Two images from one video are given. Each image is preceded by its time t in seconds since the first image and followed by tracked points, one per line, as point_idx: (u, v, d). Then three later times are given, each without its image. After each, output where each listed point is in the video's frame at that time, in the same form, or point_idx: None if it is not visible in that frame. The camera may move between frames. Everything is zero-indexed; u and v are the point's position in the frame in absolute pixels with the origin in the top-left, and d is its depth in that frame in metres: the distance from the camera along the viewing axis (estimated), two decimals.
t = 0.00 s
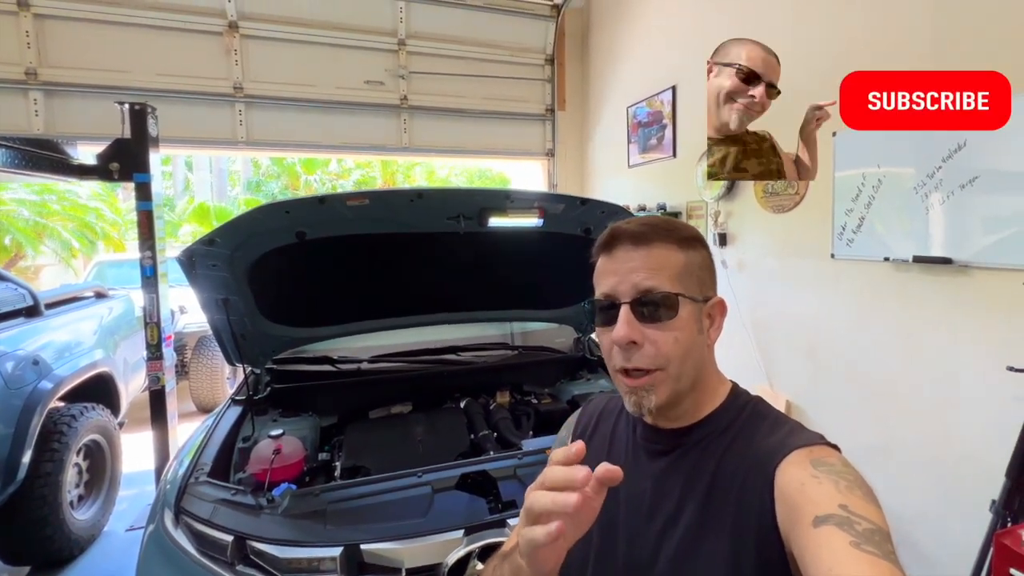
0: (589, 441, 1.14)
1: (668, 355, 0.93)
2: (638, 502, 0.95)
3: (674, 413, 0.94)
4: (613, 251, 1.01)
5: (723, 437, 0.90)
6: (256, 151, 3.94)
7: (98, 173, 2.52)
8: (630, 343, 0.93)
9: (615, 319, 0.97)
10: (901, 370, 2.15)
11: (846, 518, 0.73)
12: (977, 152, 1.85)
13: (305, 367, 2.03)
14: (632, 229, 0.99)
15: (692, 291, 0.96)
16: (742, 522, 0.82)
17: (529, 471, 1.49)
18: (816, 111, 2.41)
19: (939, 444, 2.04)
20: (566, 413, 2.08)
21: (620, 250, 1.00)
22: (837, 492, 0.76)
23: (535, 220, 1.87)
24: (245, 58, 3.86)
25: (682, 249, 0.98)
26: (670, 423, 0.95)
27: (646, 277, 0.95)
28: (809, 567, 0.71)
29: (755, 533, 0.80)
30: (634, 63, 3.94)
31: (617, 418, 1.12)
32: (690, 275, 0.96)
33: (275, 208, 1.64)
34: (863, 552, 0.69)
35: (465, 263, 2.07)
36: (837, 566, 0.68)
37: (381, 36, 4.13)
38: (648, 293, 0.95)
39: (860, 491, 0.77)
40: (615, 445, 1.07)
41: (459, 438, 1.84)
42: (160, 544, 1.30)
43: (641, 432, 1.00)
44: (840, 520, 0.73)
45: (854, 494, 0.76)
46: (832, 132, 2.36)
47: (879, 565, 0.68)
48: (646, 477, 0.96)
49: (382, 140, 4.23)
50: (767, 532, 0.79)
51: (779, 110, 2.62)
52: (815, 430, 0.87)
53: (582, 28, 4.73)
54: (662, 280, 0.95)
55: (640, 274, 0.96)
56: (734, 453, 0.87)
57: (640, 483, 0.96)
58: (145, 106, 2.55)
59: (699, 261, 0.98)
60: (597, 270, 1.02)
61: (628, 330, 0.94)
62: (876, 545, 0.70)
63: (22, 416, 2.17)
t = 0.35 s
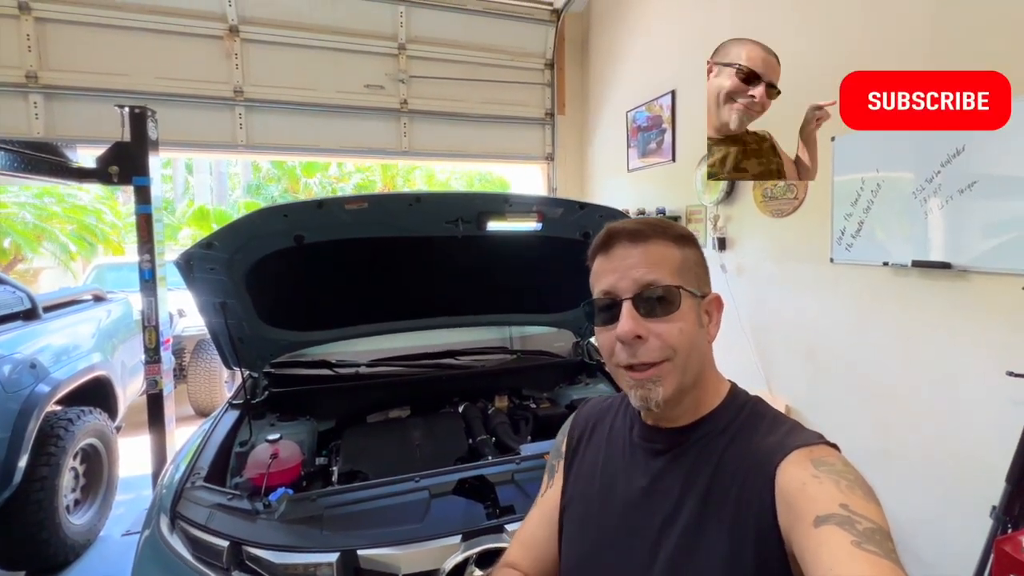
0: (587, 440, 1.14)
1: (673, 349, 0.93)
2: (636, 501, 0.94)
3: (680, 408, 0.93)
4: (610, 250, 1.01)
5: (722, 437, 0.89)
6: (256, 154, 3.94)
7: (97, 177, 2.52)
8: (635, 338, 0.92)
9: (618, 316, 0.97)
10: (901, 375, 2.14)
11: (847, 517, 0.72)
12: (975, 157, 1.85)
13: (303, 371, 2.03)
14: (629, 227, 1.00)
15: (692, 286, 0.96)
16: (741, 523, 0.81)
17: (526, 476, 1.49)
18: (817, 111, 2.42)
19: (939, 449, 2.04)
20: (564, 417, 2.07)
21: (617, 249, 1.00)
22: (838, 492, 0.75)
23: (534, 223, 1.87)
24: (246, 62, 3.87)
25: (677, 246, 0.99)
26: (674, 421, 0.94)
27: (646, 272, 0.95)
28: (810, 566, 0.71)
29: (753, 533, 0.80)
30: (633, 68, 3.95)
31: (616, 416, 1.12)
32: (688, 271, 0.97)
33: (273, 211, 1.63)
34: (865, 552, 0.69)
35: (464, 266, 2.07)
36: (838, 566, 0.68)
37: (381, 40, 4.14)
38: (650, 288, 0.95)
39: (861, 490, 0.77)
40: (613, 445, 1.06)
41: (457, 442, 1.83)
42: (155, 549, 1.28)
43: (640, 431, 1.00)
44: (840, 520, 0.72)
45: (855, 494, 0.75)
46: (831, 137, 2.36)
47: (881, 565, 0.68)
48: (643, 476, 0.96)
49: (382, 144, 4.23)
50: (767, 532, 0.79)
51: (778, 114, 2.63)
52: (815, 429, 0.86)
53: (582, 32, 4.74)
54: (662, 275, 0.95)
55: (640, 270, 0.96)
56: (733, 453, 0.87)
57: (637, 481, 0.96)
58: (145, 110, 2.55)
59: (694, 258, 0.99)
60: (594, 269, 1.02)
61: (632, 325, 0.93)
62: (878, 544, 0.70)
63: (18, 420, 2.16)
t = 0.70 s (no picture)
0: (585, 441, 1.14)
1: (667, 346, 0.93)
2: (632, 501, 0.95)
3: (681, 405, 0.93)
4: (589, 261, 1.01)
5: (717, 435, 0.89)
6: (257, 157, 3.95)
7: (99, 179, 2.53)
8: (630, 342, 0.92)
9: (608, 323, 0.96)
10: (900, 378, 2.14)
11: (839, 512, 0.73)
12: (973, 160, 1.85)
13: (303, 373, 2.04)
14: (604, 235, 1.00)
15: (675, 282, 0.97)
16: (736, 520, 0.81)
17: (525, 478, 1.49)
18: (816, 111, 2.42)
19: (937, 453, 2.03)
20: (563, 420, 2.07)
21: (596, 259, 1.00)
22: (830, 487, 0.75)
23: (534, 225, 1.87)
24: (247, 65, 3.88)
25: (653, 247, 1.00)
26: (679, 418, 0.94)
27: (629, 276, 0.96)
28: (803, 561, 0.72)
29: (748, 531, 0.80)
30: (633, 72, 3.96)
31: (614, 416, 1.12)
32: (670, 269, 0.98)
33: (273, 213, 1.63)
34: (857, 545, 0.69)
35: (464, 267, 2.07)
36: (831, 560, 0.68)
37: (382, 43, 4.15)
38: (635, 290, 0.95)
39: (853, 484, 0.77)
40: (609, 445, 1.06)
41: (456, 444, 1.83)
42: (154, 552, 1.28)
43: (635, 431, 1.00)
44: (833, 514, 0.73)
45: (847, 488, 0.76)
46: (830, 141, 2.37)
47: (871, 558, 0.69)
48: (639, 475, 0.96)
49: (382, 147, 4.25)
50: (761, 529, 0.79)
51: (777, 118, 2.63)
52: (807, 426, 0.86)
53: (582, 36, 4.76)
54: (645, 275, 0.96)
55: (623, 275, 0.96)
56: (728, 450, 0.87)
57: (633, 480, 0.96)
58: (147, 112, 2.55)
59: (671, 256, 1.00)
60: (577, 282, 1.02)
61: (624, 330, 0.93)
62: (869, 538, 0.71)
63: (18, 421, 2.16)
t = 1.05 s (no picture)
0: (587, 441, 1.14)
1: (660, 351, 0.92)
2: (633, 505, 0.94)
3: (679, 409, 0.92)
4: (574, 277, 1.00)
5: (718, 438, 0.88)
6: (257, 158, 3.94)
7: (98, 180, 2.52)
8: (622, 352, 0.92)
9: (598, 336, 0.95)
10: (901, 382, 2.13)
11: (840, 519, 0.72)
12: (975, 163, 1.84)
13: (304, 376, 2.04)
14: (587, 250, 0.99)
15: (661, 288, 0.96)
16: (737, 524, 0.80)
17: (525, 483, 1.48)
18: (816, 111, 2.38)
19: (940, 458, 2.02)
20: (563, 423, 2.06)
21: (581, 273, 0.99)
22: (830, 493, 0.75)
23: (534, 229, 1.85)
24: (248, 66, 3.88)
25: (637, 255, 0.99)
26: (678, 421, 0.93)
27: (616, 287, 0.94)
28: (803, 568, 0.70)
29: (749, 537, 0.78)
30: (634, 74, 3.95)
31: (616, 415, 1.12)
32: (656, 276, 0.97)
33: (273, 215, 1.62)
34: (857, 552, 0.68)
35: (464, 270, 2.06)
36: (832, 566, 0.67)
37: (384, 45, 4.15)
38: (623, 300, 0.93)
39: (853, 491, 0.76)
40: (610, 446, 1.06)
41: (455, 449, 1.82)
42: (150, 558, 1.27)
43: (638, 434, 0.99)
44: (833, 521, 0.72)
45: (847, 495, 0.75)
46: (831, 144, 2.37)
47: (872, 564, 0.67)
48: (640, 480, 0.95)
49: (383, 149, 4.24)
50: (761, 535, 0.78)
51: (778, 120, 2.63)
52: (808, 432, 0.86)
53: (583, 38, 4.75)
54: (632, 284, 0.94)
55: (609, 287, 0.94)
56: (728, 454, 0.86)
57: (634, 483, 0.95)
58: (147, 114, 2.54)
59: (655, 262, 0.99)
60: (566, 298, 1.01)
61: (615, 342, 0.92)
62: (870, 545, 0.69)
63: (15, 424, 2.15)
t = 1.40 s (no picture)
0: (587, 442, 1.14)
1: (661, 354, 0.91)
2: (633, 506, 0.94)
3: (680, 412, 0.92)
4: (577, 278, 0.99)
5: (719, 440, 0.88)
6: (258, 159, 3.95)
7: (100, 180, 2.52)
8: (624, 355, 0.91)
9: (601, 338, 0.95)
10: (902, 383, 2.13)
11: (840, 521, 0.71)
12: (977, 164, 1.83)
13: (302, 377, 2.03)
14: (592, 250, 0.99)
15: (664, 292, 0.96)
16: (737, 526, 0.80)
17: (525, 485, 1.48)
18: (816, 111, 2.39)
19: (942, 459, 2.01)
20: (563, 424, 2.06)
21: (585, 275, 0.99)
22: (830, 496, 0.74)
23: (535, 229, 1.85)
24: (249, 67, 3.88)
25: (641, 257, 0.99)
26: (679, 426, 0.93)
27: (620, 289, 0.94)
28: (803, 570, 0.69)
29: (749, 539, 0.78)
30: (635, 74, 3.95)
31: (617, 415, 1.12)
32: (658, 280, 0.97)
33: (273, 216, 1.61)
34: (856, 554, 0.67)
35: (465, 270, 2.05)
36: (833, 567, 0.66)
37: (385, 46, 4.15)
38: (625, 303, 0.93)
39: (853, 494, 0.76)
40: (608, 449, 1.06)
41: (455, 449, 1.82)
42: (151, 558, 1.26)
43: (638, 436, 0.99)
44: (834, 523, 0.71)
45: (847, 498, 0.75)
46: (833, 143, 2.36)
47: (873, 566, 0.66)
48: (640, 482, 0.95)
49: (384, 149, 4.24)
50: (761, 538, 0.78)
51: (778, 120, 2.62)
52: (808, 434, 0.86)
53: (584, 38, 4.75)
54: (635, 288, 0.94)
55: (613, 288, 0.94)
56: (729, 456, 0.86)
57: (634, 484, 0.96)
58: (148, 114, 2.54)
59: (659, 265, 0.99)
60: (569, 299, 1.01)
61: (617, 345, 0.92)
62: (871, 547, 0.68)
63: (16, 423, 2.15)
